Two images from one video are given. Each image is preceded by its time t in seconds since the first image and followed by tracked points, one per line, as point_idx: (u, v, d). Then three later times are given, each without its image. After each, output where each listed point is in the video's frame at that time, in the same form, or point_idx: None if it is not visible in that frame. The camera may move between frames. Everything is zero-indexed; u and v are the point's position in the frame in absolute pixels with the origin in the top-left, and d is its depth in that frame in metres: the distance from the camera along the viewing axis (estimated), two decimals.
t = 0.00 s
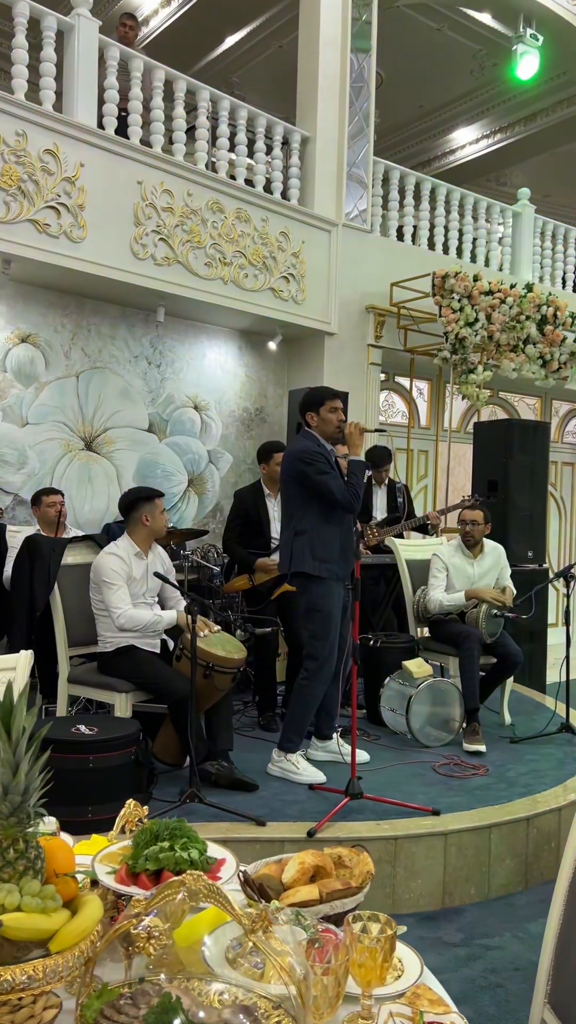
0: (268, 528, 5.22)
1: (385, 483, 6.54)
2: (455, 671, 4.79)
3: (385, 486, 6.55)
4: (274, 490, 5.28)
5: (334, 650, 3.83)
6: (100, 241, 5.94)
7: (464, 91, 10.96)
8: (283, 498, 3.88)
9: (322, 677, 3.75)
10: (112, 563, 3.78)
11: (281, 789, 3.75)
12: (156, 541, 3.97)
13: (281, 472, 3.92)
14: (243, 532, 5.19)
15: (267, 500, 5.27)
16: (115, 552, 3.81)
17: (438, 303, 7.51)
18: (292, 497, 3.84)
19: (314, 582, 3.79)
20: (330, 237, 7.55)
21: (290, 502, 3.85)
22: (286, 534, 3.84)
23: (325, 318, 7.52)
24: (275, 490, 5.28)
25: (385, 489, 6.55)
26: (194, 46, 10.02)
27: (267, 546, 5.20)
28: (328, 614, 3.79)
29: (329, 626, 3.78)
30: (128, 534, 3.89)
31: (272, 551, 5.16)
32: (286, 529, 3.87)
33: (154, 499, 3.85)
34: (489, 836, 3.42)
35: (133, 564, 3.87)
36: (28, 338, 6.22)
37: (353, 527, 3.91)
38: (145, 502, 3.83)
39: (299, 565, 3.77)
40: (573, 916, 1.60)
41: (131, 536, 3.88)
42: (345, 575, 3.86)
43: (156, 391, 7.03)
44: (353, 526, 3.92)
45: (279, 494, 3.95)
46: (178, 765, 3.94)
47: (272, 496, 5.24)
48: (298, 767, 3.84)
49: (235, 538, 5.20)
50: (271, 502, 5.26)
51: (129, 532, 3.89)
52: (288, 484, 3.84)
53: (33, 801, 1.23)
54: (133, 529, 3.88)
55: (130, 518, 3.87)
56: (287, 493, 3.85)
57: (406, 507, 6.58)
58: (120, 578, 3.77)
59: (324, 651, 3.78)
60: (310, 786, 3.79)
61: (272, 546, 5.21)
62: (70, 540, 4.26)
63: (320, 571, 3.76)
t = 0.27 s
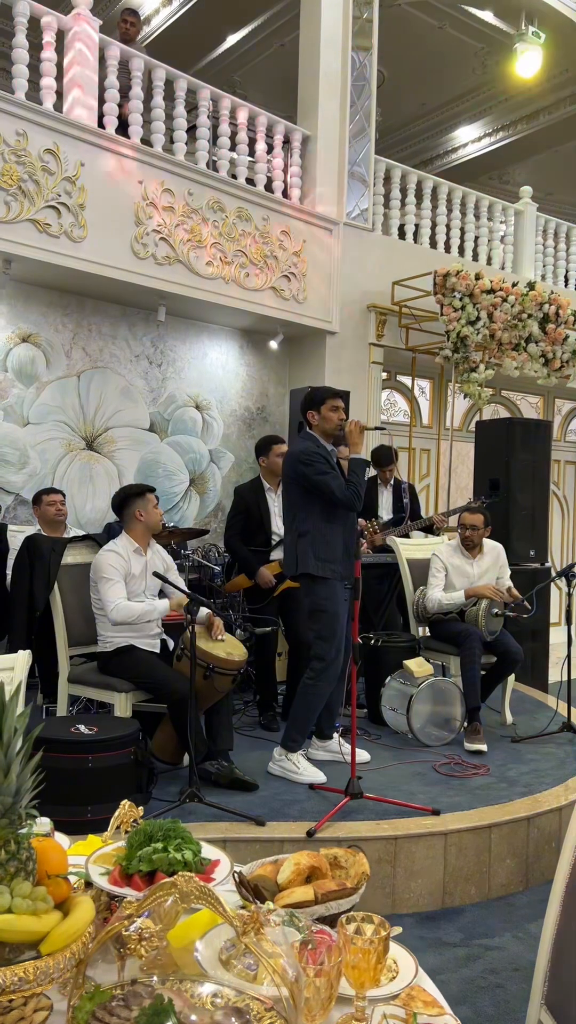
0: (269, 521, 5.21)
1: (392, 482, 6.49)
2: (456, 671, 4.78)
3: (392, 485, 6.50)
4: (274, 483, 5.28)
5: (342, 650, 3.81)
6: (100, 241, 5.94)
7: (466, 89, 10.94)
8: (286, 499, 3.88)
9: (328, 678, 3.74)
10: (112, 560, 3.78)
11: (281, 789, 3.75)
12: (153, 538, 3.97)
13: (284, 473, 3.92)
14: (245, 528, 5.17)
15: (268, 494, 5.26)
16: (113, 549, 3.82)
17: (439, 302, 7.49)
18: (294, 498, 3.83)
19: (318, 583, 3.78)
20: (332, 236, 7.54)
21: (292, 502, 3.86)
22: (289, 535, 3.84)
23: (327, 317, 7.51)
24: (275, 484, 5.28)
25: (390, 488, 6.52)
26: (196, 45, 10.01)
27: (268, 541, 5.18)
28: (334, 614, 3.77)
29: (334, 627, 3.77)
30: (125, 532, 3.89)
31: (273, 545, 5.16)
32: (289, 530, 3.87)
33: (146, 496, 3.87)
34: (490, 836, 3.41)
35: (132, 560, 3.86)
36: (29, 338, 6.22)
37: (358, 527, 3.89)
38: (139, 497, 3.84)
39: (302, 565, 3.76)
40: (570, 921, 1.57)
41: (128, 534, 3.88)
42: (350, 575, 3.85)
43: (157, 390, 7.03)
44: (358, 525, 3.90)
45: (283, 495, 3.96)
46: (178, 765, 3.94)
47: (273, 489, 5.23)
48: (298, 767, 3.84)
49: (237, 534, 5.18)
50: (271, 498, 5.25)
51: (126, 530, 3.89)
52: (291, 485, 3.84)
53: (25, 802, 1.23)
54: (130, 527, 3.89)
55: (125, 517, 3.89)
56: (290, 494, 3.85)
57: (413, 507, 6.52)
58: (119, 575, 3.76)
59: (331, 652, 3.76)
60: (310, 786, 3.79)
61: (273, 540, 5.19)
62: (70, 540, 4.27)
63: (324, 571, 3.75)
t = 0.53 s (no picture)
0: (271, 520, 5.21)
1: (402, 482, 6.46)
2: (458, 670, 4.77)
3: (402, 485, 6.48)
4: (276, 481, 5.28)
5: (337, 649, 3.80)
6: (102, 240, 5.94)
7: (468, 87, 10.92)
8: (285, 495, 3.88)
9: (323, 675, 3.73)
10: (112, 559, 3.79)
11: (282, 788, 3.75)
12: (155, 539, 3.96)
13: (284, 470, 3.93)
14: (248, 526, 5.16)
15: (270, 492, 5.25)
16: (114, 548, 3.82)
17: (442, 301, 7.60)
18: (293, 494, 3.83)
19: (313, 580, 3.77)
20: (334, 234, 7.53)
21: (292, 499, 3.86)
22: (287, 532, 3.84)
23: (329, 315, 7.51)
24: (277, 482, 5.28)
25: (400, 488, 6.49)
26: (198, 44, 10.01)
27: (270, 540, 5.17)
28: (328, 611, 3.76)
29: (329, 624, 3.76)
30: (128, 531, 3.89)
31: (274, 544, 5.16)
32: (289, 526, 3.88)
33: (152, 497, 3.86)
34: (491, 835, 3.41)
35: (133, 561, 3.86)
36: (31, 337, 6.23)
37: (356, 525, 3.87)
38: (144, 499, 3.83)
39: (297, 562, 3.76)
40: (568, 922, 1.56)
41: (130, 534, 3.89)
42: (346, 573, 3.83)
43: (159, 389, 7.03)
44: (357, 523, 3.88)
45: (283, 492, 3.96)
46: (179, 764, 3.94)
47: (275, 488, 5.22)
48: (299, 766, 3.84)
49: (240, 532, 5.16)
50: (274, 495, 5.24)
51: (129, 529, 3.90)
52: (290, 481, 3.84)
53: (17, 804, 1.23)
54: (133, 526, 3.89)
55: (129, 516, 3.89)
56: (289, 490, 3.85)
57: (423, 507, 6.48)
58: (116, 576, 3.77)
59: (325, 649, 3.76)
60: (310, 785, 3.78)
61: (275, 539, 5.20)
62: (71, 540, 4.27)
63: (318, 568, 3.75)
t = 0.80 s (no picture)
0: (275, 519, 5.21)
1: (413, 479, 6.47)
2: (460, 668, 4.76)
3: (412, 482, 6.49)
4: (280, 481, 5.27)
5: (337, 648, 3.81)
6: (104, 239, 5.95)
7: (472, 84, 10.89)
8: (284, 495, 3.88)
9: (322, 675, 3.74)
10: (113, 561, 3.79)
11: (283, 786, 3.76)
12: (158, 541, 3.97)
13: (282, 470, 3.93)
14: (251, 527, 5.16)
15: (274, 492, 5.24)
16: (116, 549, 3.83)
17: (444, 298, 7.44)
18: (290, 494, 3.84)
19: (311, 579, 3.78)
20: (336, 232, 7.52)
21: (289, 499, 3.86)
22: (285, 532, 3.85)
23: (331, 313, 7.50)
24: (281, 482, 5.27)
25: (410, 487, 6.50)
26: (201, 42, 10.01)
27: (274, 540, 5.18)
28: (326, 610, 3.77)
29: (327, 623, 3.77)
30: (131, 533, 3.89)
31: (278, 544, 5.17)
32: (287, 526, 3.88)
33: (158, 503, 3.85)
34: (492, 833, 3.40)
35: (134, 562, 3.86)
36: (33, 336, 6.23)
37: (355, 524, 3.87)
38: (151, 504, 3.84)
39: (294, 562, 3.77)
40: (566, 919, 1.56)
41: (133, 536, 3.88)
42: (344, 572, 3.83)
43: (162, 387, 7.04)
44: (356, 522, 3.87)
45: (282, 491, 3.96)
46: (181, 762, 3.95)
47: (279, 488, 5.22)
48: (301, 764, 3.84)
49: (243, 532, 5.17)
50: (277, 495, 5.24)
51: (131, 531, 3.89)
52: (287, 481, 3.84)
53: (13, 802, 1.25)
54: (136, 529, 3.88)
55: (133, 519, 3.88)
56: (287, 490, 3.86)
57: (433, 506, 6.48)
58: (118, 578, 3.78)
59: (325, 649, 3.76)
60: (312, 783, 3.79)
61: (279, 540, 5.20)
62: (73, 538, 4.28)
63: (314, 568, 3.75)
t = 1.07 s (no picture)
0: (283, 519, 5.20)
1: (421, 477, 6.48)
2: (464, 665, 4.76)
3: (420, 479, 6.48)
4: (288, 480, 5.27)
5: (346, 647, 3.81)
6: (107, 236, 5.94)
7: (476, 80, 10.85)
8: (288, 495, 3.88)
9: (332, 674, 3.74)
10: (122, 555, 3.79)
11: (287, 783, 3.76)
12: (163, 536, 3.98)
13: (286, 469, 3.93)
14: (257, 525, 5.15)
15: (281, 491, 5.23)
16: (124, 544, 3.84)
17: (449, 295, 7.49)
18: (295, 494, 3.84)
19: (320, 579, 3.78)
20: (340, 229, 7.51)
21: (295, 498, 3.86)
22: (293, 533, 3.85)
23: (335, 310, 7.49)
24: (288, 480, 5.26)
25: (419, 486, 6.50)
26: (205, 39, 9.99)
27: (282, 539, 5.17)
28: (336, 610, 3.77)
29: (337, 623, 3.77)
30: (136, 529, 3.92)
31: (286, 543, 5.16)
32: (293, 526, 3.88)
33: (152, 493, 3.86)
34: (496, 830, 3.40)
35: (142, 558, 3.86)
36: (37, 333, 6.23)
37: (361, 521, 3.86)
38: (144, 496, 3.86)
39: (304, 562, 3.77)
40: (568, 911, 1.55)
41: (138, 531, 3.91)
42: (352, 570, 3.83)
43: (166, 385, 7.04)
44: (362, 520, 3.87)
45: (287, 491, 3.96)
46: (185, 759, 3.96)
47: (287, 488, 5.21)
48: (304, 761, 3.84)
49: (249, 531, 5.16)
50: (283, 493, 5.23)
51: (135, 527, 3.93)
52: (291, 480, 3.84)
53: (11, 797, 1.24)
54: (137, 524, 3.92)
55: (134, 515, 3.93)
56: (292, 490, 3.85)
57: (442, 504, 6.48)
58: (126, 572, 3.77)
59: (334, 649, 3.76)
60: (315, 780, 3.79)
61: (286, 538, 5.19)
62: (77, 536, 4.28)
63: (324, 567, 3.75)
